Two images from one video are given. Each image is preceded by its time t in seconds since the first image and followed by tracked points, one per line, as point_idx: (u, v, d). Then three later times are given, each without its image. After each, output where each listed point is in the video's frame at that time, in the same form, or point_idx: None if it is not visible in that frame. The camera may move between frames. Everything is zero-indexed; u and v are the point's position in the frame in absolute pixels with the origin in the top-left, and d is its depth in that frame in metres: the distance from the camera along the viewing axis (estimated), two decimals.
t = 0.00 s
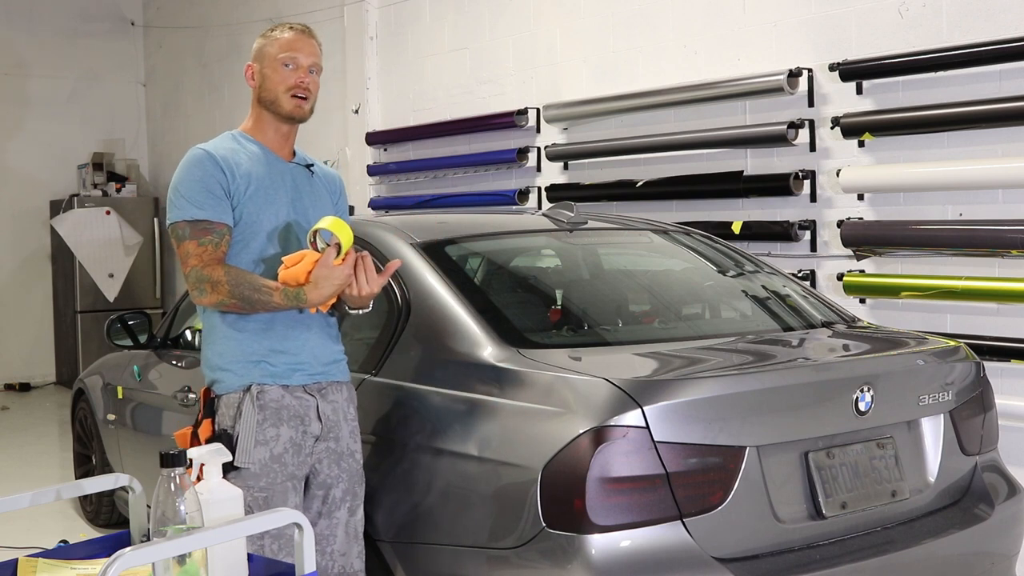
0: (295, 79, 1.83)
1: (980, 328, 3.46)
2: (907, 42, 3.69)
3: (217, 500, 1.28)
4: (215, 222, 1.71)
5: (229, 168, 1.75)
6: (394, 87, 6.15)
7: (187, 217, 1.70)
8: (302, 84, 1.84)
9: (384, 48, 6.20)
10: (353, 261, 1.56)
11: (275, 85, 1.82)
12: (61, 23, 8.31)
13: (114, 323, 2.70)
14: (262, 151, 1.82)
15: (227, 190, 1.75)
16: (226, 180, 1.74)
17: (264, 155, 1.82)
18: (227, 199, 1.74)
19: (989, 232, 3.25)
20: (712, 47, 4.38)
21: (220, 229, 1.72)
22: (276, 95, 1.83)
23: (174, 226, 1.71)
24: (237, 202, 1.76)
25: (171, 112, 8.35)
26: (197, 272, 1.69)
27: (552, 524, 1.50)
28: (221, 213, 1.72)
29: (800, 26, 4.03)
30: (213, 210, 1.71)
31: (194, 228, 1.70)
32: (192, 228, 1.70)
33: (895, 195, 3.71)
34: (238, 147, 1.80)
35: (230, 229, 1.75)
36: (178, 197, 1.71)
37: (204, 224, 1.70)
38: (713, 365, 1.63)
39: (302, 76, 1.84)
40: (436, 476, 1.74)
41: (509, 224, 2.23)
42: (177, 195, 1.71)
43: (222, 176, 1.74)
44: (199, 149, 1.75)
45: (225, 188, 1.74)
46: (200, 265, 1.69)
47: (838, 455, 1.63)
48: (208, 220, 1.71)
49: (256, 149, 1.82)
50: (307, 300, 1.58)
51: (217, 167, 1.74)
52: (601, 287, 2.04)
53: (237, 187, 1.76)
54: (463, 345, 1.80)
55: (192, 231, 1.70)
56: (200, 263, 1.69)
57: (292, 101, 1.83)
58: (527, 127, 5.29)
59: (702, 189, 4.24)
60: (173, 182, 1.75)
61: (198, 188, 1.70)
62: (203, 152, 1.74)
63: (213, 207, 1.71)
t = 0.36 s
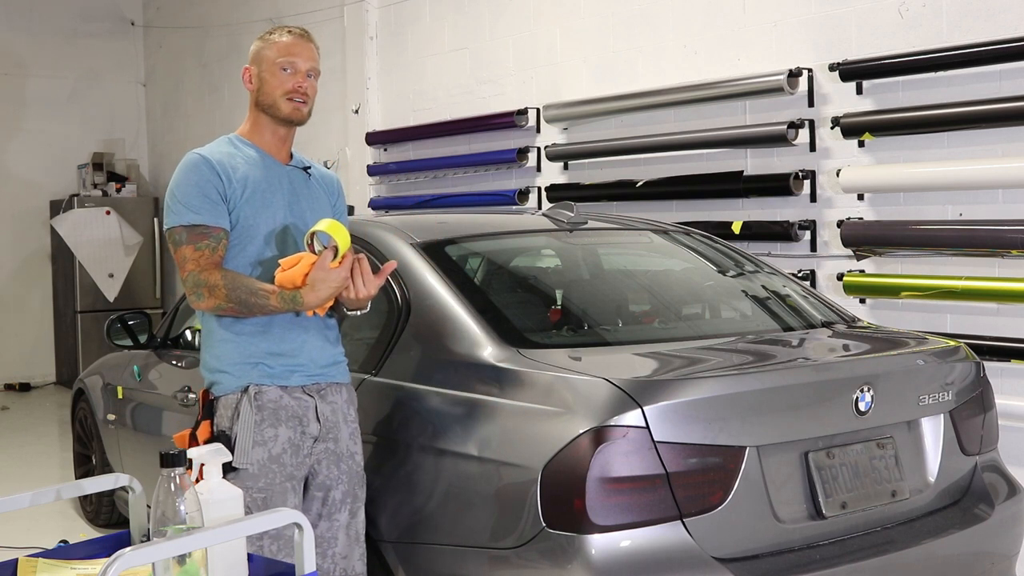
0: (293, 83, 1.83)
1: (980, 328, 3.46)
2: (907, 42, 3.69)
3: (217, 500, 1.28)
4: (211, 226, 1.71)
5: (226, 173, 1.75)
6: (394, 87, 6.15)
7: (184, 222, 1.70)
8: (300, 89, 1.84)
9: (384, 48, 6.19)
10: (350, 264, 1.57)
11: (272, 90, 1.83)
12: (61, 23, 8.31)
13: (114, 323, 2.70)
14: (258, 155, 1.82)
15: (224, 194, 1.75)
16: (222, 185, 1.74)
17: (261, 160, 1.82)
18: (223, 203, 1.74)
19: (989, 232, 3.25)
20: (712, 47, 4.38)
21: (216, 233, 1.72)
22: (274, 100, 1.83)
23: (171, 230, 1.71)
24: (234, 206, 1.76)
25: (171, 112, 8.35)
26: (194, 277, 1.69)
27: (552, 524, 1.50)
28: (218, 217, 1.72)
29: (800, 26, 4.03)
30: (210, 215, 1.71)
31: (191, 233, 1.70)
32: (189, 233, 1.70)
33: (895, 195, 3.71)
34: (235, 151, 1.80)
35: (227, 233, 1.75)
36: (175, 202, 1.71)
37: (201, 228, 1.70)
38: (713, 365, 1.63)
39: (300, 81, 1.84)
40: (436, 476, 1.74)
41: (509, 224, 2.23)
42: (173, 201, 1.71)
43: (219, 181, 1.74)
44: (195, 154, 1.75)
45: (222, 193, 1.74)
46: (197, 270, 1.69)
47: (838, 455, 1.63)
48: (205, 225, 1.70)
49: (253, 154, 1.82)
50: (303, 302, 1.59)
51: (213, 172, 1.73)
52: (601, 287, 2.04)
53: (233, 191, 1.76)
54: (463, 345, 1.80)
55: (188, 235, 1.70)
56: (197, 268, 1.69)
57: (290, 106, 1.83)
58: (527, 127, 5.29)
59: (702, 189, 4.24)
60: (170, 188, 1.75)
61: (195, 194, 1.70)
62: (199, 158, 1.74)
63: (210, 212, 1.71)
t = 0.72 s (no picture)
0: (297, 86, 1.84)
1: (980, 327, 3.46)
2: (907, 42, 3.69)
3: (217, 500, 1.28)
4: (213, 227, 1.71)
5: (227, 174, 1.75)
6: (394, 87, 6.15)
7: (186, 224, 1.70)
8: (303, 92, 1.84)
9: (384, 48, 6.20)
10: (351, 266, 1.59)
11: (275, 92, 1.83)
12: (62, 23, 8.32)
13: (114, 323, 2.70)
14: (260, 156, 1.82)
15: (226, 196, 1.75)
16: (224, 186, 1.74)
17: (263, 161, 1.82)
18: (225, 205, 1.74)
19: (989, 231, 3.25)
20: (712, 47, 4.38)
21: (217, 235, 1.71)
22: (276, 102, 1.83)
23: (172, 232, 1.71)
24: (235, 207, 1.76)
25: (171, 112, 8.35)
26: (195, 278, 1.69)
27: (552, 524, 1.50)
28: (220, 218, 1.72)
29: (800, 26, 4.03)
30: (212, 217, 1.71)
31: (192, 234, 1.70)
32: (190, 234, 1.70)
33: (895, 195, 3.71)
34: (237, 153, 1.80)
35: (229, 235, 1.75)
36: (176, 203, 1.71)
37: (202, 230, 1.70)
38: (713, 365, 1.63)
39: (303, 84, 1.85)
40: (436, 477, 1.74)
41: (509, 224, 2.23)
42: (175, 202, 1.71)
43: (220, 182, 1.74)
44: (197, 155, 1.75)
45: (223, 194, 1.74)
46: (198, 271, 1.69)
47: (838, 455, 1.63)
48: (207, 227, 1.70)
49: (255, 155, 1.82)
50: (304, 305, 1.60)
51: (215, 173, 1.73)
52: (601, 287, 2.04)
53: (236, 193, 1.76)
54: (463, 345, 1.80)
55: (190, 237, 1.70)
56: (198, 269, 1.69)
57: (293, 109, 1.84)
58: (527, 127, 5.29)
59: (702, 189, 4.24)
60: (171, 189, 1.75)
61: (197, 195, 1.70)
62: (200, 159, 1.74)
63: (211, 213, 1.71)
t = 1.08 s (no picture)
0: (307, 86, 1.83)
1: (980, 328, 3.46)
2: (907, 42, 3.69)
3: (216, 500, 1.28)
4: (207, 221, 1.71)
5: (226, 169, 1.75)
6: (394, 87, 6.15)
7: (180, 218, 1.69)
8: (313, 93, 1.84)
9: (384, 48, 6.20)
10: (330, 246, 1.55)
11: (286, 90, 1.82)
12: (62, 23, 8.32)
13: (114, 323, 2.70)
14: (262, 151, 1.82)
15: (223, 191, 1.75)
16: (223, 181, 1.74)
17: (265, 156, 1.82)
18: (222, 199, 1.74)
19: (988, 232, 3.25)
20: (712, 47, 4.38)
21: (212, 229, 1.71)
22: (286, 100, 1.82)
23: (167, 226, 1.71)
24: (232, 202, 1.76)
25: (171, 112, 8.35)
26: (185, 272, 1.69)
27: (552, 524, 1.50)
28: (216, 213, 1.72)
29: (800, 26, 4.03)
30: (206, 211, 1.71)
31: (186, 228, 1.70)
32: (184, 228, 1.70)
33: (895, 195, 3.71)
34: (239, 148, 1.80)
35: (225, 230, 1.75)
36: (174, 197, 1.71)
37: (195, 224, 1.70)
38: (713, 365, 1.63)
39: (315, 84, 1.84)
40: (436, 477, 1.74)
41: (508, 224, 2.23)
42: (172, 196, 1.72)
43: (218, 177, 1.74)
44: (197, 150, 1.76)
45: (221, 190, 1.74)
46: (186, 264, 1.69)
47: (838, 455, 1.63)
48: (200, 220, 1.70)
49: (257, 149, 1.81)
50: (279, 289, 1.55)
51: (214, 168, 1.73)
52: (601, 287, 2.04)
53: (234, 188, 1.76)
54: (463, 345, 1.80)
55: (183, 231, 1.70)
56: (186, 262, 1.69)
57: (302, 108, 1.83)
58: (527, 127, 5.29)
59: (702, 189, 4.24)
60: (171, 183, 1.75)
61: (193, 189, 1.70)
62: (200, 153, 1.74)
63: (207, 208, 1.71)
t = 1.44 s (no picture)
0: (323, 92, 1.81)
1: (980, 328, 3.46)
2: (907, 42, 3.69)
3: (217, 500, 1.28)
4: (211, 222, 1.70)
5: (232, 168, 1.75)
6: (394, 87, 6.15)
7: (184, 217, 1.69)
8: (328, 99, 1.82)
9: (384, 48, 6.20)
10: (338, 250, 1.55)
11: (301, 94, 1.81)
12: (62, 23, 8.32)
13: (114, 323, 2.70)
14: (269, 149, 1.81)
15: (228, 190, 1.74)
16: (228, 180, 1.74)
17: (272, 155, 1.81)
18: (226, 198, 1.74)
19: (989, 232, 3.25)
20: (712, 47, 4.38)
21: (216, 230, 1.71)
22: (299, 103, 1.81)
23: (170, 224, 1.71)
24: (237, 201, 1.76)
25: (171, 112, 8.35)
26: (188, 272, 1.69)
27: (552, 524, 1.50)
28: (219, 213, 1.72)
29: (800, 26, 4.03)
30: (211, 211, 1.71)
31: (190, 227, 1.69)
32: (188, 227, 1.69)
33: (894, 195, 3.71)
34: (245, 146, 1.79)
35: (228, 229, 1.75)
36: (179, 195, 1.70)
37: (200, 223, 1.69)
38: (713, 365, 1.63)
39: (331, 91, 1.82)
40: (436, 477, 1.74)
41: (508, 224, 2.23)
42: (177, 193, 1.71)
43: (224, 176, 1.73)
44: (203, 146, 1.75)
45: (226, 189, 1.74)
46: (190, 265, 1.68)
47: (838, 455, 1.63)
48: (204, 220, 1.70)
49: (263, 147, 1.81)
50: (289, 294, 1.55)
51: (219, 166, 1.73)
52: (600, 287, 2.04)
53: (239, 187, 1.75)
54: (462, 345, 1.80)
55: (187, 230, 1.69)
56: (191, 263, 1.68)
57: (314, 114, 1.82)
58: (527, 127, 5.29)
59: (702, 189, 4.24)
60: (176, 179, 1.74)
61: (197, 187, 1.70)
62: (206, 150, 1.74)
63: (211, 207, 1.71)
